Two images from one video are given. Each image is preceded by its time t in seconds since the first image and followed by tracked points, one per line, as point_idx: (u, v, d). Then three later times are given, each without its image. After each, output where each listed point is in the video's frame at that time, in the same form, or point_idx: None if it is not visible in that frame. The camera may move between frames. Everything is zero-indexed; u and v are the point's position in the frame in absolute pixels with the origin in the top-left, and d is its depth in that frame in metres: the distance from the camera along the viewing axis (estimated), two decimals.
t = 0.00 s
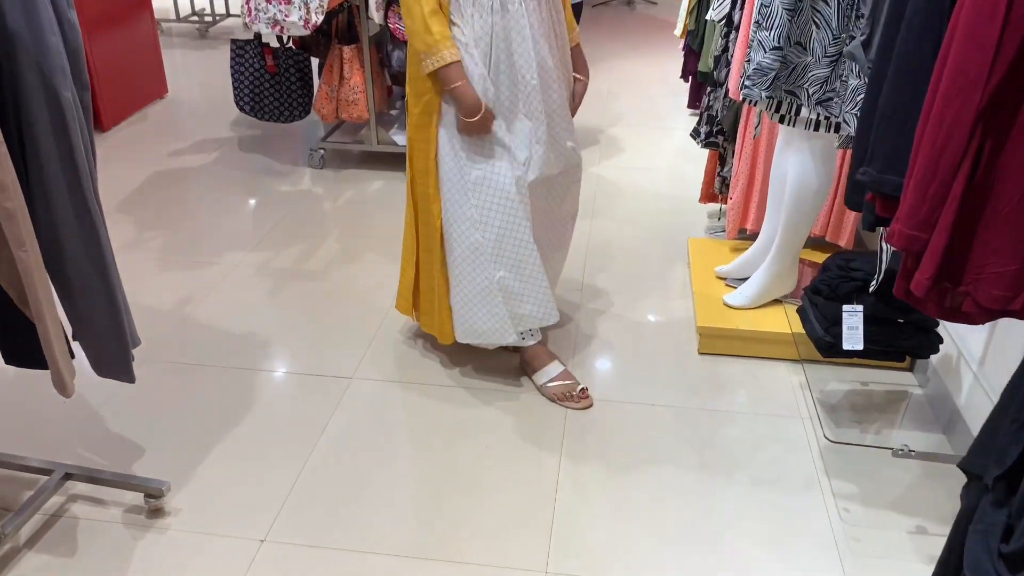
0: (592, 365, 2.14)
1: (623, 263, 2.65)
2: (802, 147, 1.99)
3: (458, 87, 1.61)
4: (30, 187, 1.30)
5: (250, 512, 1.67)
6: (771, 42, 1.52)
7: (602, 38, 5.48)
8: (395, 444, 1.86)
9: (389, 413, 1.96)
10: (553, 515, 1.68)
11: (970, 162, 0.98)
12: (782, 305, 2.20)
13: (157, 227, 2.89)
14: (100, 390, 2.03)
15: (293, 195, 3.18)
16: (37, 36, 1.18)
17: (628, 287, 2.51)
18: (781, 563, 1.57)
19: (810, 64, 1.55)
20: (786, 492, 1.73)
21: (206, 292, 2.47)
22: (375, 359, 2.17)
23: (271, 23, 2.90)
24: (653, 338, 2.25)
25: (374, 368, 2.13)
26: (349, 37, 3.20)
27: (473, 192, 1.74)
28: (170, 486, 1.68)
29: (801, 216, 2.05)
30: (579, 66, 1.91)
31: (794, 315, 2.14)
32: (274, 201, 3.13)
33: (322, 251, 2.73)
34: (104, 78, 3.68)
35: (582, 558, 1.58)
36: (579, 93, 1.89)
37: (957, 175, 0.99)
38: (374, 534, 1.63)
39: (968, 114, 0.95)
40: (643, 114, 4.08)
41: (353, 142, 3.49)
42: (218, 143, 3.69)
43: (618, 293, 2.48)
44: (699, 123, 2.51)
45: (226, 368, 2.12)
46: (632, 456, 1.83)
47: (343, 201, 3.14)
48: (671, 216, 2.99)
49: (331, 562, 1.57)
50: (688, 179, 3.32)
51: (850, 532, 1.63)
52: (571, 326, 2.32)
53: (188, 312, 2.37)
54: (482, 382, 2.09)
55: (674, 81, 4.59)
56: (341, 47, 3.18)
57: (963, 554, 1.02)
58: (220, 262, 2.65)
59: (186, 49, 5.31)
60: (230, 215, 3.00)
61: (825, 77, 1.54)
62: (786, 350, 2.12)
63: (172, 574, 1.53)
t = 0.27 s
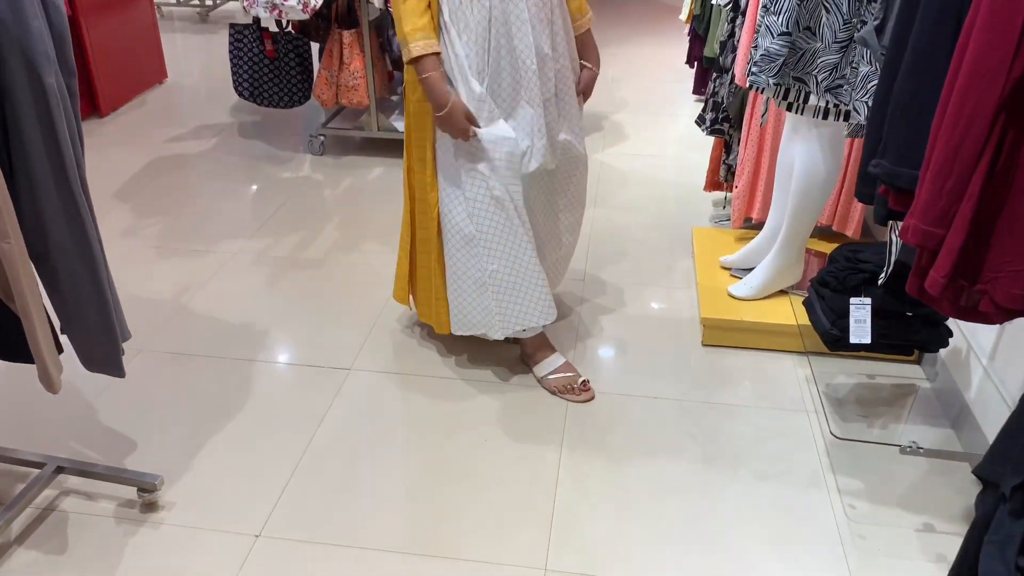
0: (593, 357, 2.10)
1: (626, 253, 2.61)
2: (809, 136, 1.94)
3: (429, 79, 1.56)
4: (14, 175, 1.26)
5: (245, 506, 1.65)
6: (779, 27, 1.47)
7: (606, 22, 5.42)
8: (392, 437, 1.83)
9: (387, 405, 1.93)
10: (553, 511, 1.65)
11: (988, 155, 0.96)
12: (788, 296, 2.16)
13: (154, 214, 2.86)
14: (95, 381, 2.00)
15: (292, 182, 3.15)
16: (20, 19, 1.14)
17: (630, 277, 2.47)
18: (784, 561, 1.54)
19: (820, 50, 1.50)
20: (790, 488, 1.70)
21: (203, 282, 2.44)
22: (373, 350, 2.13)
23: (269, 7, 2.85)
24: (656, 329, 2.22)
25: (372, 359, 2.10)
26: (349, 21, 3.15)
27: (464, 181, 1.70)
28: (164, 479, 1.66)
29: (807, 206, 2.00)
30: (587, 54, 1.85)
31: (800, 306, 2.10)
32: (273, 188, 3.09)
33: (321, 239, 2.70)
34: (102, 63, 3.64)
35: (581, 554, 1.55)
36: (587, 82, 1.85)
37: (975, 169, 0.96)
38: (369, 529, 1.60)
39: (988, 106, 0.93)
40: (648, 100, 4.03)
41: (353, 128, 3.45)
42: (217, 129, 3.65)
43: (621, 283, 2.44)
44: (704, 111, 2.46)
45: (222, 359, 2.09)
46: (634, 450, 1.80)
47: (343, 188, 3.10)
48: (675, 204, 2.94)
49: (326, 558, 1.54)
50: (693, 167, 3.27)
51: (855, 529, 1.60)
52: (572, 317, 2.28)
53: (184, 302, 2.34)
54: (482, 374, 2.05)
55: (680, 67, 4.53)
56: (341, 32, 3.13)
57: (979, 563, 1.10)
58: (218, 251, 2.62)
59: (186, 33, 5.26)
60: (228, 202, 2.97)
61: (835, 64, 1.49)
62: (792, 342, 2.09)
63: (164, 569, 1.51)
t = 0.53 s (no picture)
0: (595, 351, 2.07)
1: (629, 244, 2.57)
2: (818, 126, 1.90)
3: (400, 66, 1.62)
4: None
5: (241, 503, 1.62)
6: (790, 14, 1.43)
7: (610, 9, 5.35)
8: (391, 433, 1.80)
9: (386, 400, 1.90)
10: (554, 508, 1.62)
11: (1014, 153, 0.92)
12: (795, 289, 2.12)
13: (152, 203, 2.82)
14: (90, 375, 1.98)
15: (292, 171, 3.11)
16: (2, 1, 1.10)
17: (634, 269, 2.43)
18: (790, 561, 1.50)
19: (831, 38, 1.45)
20: (796, 486, 1.66)
21: (200, 273, 2.41)
22: (372, 343, 2.10)
23: None
24: (660, 323, 2.18)
25: (371, 352, 2.07)
26: (349, 7, 3.10)
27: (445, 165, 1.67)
28: (158, 476, 1.63)
29: (815, 197, 1.96)
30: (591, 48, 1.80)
31: (807, 299, 2.06)
32: (272, 177, 3.05)
33: (321, 229, 2.66)
34: (99, 50, 3.59)
35: (583, 552, 1.53)
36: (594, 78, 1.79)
37: (1000, 166, 0.92)
38: (368, 527, 1.57)
39: (1013, 100, 0.89)
40: (653, 88, 3.97)
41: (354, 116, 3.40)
42: (217, 116, 3.60)
43: (625, 275, 2.41)
44: (711, 99, 2.40)
45: (219, 353, 2.06)
46: (637, 446, 1.77)
47: (343, 177, 3.06)
48: (679, 195, 2.90)
49: (322, 556, 1.51)
50: (697, 157, 3.22)
51: (863, 528, 1.57)
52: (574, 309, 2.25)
53: (182, 294, 2.31)
54: (483, 367, 2.02)
55: (686, 54, 4.47)
56: (341, 18, 3.08)
57: (1000, 570, 1.07)
58: (216, 241, 2.59)
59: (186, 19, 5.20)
60: (227, 191, 2.93)
61: (846, 53, 1.44)
62: (799, 336, 2.05)
63: (158, 567, 1.48)
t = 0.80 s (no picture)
0: (598, 347, 2.03)
1: (633, 238, 2.53)
2: (828, 118, 1.85)
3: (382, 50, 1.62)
4: None
5: (236, 502, 1.59)
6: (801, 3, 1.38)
7: None
8: (390, 432, 1.77)
9: (385, 397, 1.87)
10: (556, 508, 1.59)
11: None
12: (802, 285, 2.09)
13: (149, 195, 2.79)
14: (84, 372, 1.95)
15: (291, 162, 3.06)
16: None
17: (637, 263, 2.40)
18: (797, 563, 1.47)
19: (844, 27, 1.40)
20: (802, 486, 1.63)
21: (198, 267, 2.37)
22: (372, 338, 2.07)
23: None
24: (664, 319, 2.14)
25: (370, 348, 2.04)
26: None
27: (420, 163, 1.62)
28: (152, 475, 1.60)
29: (823, 191, 1.92)
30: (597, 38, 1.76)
31: (815, 295, 2.03)
32: (271, 168, 3.01)
33: (320, 222, 2.62)
34: (97, 39, 3.55)
35: (585, 554, 1.49)
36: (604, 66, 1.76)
37: None
38: (365, 527, 1.54)
39: None
40: (657, 78, 3.92)
41: (354, 106, 3.36)
42: (215, 106, 3.56)
43: (629, 269, 2.37)
44: (717, 90, 2.38)
45: (215, 348, 2.03)
46: (641, 445, 1.73)
47: (343, 168, 3.02)
48: (684, 187, 2.86)
49: (319, 557, 1.48)
50: (702, 148, 3.18)
51: (871, 531, 1.53)
52: (577, 304, 2.21)
53: (179, 288, 2.28)
54: (484, 364, 1.99)
55: (690, 44, 4.41)
56: (341, 7, 3.01)
57: None
58: (213, 233, 2.55)
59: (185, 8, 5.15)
60: (225, 182, 2.89)
61: (859, 43, 1.39)
62: (806, 332, 2.01)
63: (152, 568, 1.45)
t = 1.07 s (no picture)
0: (602, 345, 1.99)
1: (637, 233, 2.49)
2: (838, 113, 1.81)
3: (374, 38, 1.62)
4: None
5: (231, 506, 1.55)
6: None
7: None
8: (389, 433, 1.73)
9: (385, 397, 1.83)
10: (559, 512, 1.55)
11: None
12: (810, 283, 2.04)
13: (146, 189, 2.75)
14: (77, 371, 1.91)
15: (290, 155, 3.02)
16: None
17: (641, 260, 2.35)
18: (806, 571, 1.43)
19: (858, 19, 1.36)
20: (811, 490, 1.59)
21: (194, 262, 2.33)
22: (371, 337, 2.03)
23: None
24: (669, 317, 2.10)
25: (369, 346, 2.00)
26: None
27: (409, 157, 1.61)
28: (145, 478, 1.57)
29: (833, 186, 1.88)
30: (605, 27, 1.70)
31: (824, 293, 1.98)
32: (270, 161, 2.97)
33: (319, 216, 2.58)
34: (93, 30, 3.50)
35: (589, 560, 1.46)
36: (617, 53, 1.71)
37: None
38: (363, 531, 1.51)
39: None
40: (662, 70, 3.86)
41: (354, 98, 3.31)
42: (214, 98, 3.52)
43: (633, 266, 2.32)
44: (723, 83, 2.33)
45: (212, 347, 1.99)
46: (645, 446, 1.69)
47: (343, 161, 2.98)
48: (689, 182, 2.81)
49: (316, 563, 1.45)
50: (707, 142, 3.13)
51: (883, 537, 1.49)
52: (580, 301, 2.17)
53: (175, 284, 2.24)
54: (485, 363, 1.95)
55: (696, 36, 4.35)
56: None
57: None
58: (210, 228, 2.51)
59: None
60: (223, 176, 2.85)
61: (875, 35, 1.35)
62: (814, 331, 1.97)
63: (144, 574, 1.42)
